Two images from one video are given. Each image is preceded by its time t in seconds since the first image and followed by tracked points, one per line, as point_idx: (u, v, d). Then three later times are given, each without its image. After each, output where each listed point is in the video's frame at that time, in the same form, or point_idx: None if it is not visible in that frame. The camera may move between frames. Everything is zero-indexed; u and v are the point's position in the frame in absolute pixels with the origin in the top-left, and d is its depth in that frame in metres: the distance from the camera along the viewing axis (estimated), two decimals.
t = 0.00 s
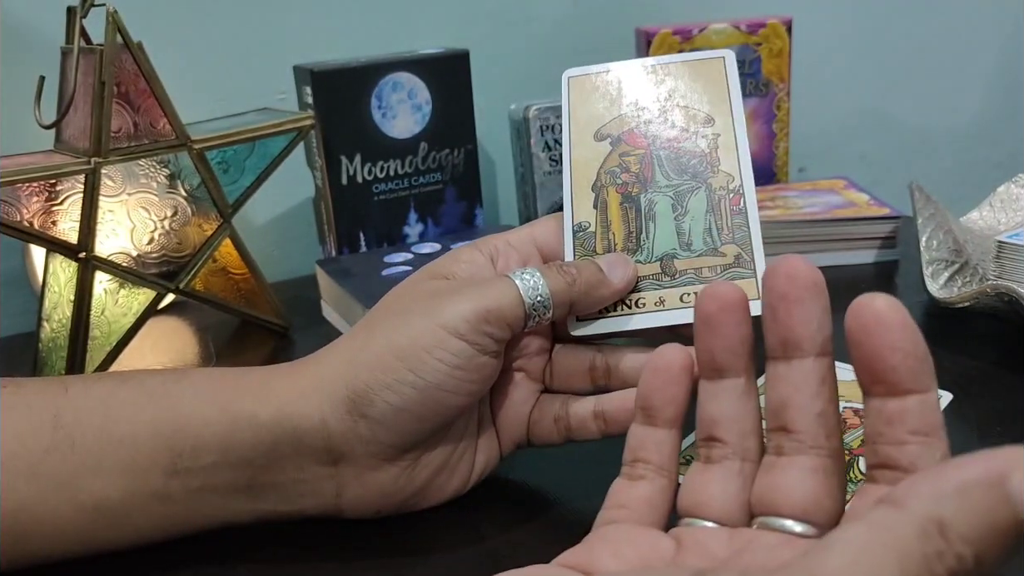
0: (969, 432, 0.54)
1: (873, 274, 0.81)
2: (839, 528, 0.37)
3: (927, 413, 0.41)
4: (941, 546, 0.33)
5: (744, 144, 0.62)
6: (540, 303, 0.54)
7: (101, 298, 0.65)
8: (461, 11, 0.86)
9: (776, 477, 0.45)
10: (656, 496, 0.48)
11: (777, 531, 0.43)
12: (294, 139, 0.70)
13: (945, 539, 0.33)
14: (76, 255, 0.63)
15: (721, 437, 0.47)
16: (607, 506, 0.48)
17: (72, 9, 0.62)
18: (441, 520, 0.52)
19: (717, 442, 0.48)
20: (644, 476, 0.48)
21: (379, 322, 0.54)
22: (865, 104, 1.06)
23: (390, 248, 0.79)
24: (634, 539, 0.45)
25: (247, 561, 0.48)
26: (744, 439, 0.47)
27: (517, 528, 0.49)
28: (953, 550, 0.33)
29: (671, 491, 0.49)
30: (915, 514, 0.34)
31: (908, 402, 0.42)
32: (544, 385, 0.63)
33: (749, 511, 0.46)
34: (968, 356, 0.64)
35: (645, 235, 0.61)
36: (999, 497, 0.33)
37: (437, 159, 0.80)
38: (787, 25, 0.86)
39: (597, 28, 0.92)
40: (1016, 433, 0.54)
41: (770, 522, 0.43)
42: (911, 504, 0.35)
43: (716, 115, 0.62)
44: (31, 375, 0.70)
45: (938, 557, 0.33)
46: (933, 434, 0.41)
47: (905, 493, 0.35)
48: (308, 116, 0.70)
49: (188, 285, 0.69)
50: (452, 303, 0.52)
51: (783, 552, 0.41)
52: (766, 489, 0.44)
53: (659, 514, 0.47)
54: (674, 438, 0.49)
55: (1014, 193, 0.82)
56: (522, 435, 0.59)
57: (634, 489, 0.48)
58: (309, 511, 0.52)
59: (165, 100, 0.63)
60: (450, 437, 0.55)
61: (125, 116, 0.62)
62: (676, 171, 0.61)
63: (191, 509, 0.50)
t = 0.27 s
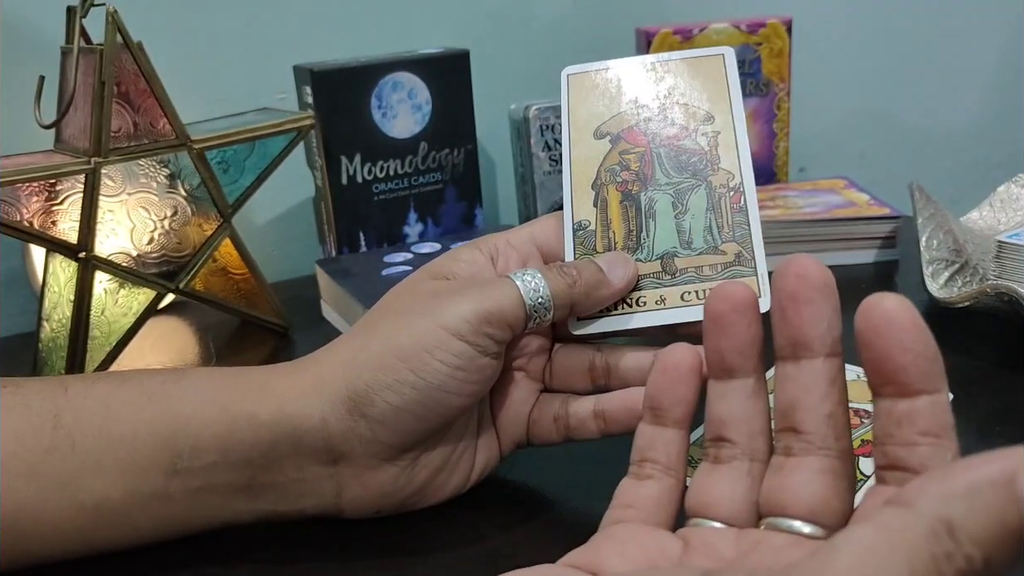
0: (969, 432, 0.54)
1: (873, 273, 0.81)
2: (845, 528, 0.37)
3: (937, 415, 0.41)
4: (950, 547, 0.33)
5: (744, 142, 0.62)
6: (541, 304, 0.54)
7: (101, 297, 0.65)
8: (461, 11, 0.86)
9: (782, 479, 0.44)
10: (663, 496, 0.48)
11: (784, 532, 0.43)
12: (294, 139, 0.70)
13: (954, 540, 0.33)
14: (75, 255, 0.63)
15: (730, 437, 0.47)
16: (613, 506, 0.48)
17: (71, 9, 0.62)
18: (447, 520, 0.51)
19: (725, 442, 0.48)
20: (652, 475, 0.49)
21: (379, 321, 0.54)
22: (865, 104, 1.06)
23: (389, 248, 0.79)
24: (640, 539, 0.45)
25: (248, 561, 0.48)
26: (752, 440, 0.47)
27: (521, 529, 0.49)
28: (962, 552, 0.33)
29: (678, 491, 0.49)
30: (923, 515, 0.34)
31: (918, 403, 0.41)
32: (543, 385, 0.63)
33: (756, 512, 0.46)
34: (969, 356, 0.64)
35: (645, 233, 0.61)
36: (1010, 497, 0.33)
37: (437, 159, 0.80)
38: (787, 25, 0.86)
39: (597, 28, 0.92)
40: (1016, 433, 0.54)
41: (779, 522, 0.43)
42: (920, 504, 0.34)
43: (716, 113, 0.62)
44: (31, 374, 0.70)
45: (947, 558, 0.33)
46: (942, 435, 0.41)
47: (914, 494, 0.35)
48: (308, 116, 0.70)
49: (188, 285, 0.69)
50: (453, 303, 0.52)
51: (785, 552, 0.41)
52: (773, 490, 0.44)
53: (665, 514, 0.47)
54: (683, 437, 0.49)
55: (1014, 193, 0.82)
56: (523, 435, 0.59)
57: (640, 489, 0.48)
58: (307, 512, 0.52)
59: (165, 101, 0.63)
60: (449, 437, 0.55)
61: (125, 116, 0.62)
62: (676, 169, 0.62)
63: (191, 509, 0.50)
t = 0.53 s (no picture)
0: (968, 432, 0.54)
1: (873, 274, 0.81)
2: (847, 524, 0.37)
3: (962, 416, 0.40)
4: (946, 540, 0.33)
5: (731, 125, 0.62)
6: (538, 292, 0.54)
7: (101, 298, 0.65)
8: (461, 11, 0.86)
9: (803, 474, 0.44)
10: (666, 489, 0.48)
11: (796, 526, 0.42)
12: (294, 140, 0.70)
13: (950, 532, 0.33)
14: (76, 255, 0.63)
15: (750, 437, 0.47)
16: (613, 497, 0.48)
17: (72, 9, 0.62)
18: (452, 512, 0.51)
19: (745, 442, 0.48)
20: (654, 467, 0.49)
21: (377, 314, 0.54)
22: (866, 104, 1.06)
23: (390, 248, 0.79)
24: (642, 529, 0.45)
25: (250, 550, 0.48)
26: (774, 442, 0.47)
27: (523, 520, 0.49)
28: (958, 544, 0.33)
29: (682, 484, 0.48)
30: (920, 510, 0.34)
31: (944, 403, 0.41)
32: (539, 370, 0.63)
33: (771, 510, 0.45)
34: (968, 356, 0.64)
35: (636, 217, 0.61)
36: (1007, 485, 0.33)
37: (437, 158, 0.80)
38: (787, 25, 0.86)
39: (598, 28, 0.92)
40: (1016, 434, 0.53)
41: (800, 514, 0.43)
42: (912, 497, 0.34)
43: (701, 97, 0.63)
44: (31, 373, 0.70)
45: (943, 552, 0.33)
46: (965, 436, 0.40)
47: (909, 487, 0.35)
48: (308, 116, 0.70)
49: (188, 286, 0.69)
50: (453, 294, 0.52)
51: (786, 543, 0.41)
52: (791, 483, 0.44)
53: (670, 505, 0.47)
54: (687, 430, 0.49)
55: (1014, 193, 0.82)
56: (520, 422, 0.60)
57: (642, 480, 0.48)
58: (311, 498, 0.52)
59: (165, 100, 0.63)
60: (449, 424, 0.56)
61: (125, 116, 0.62)
62: (664, 153, 0.62)
63: (193, 505, 0.50)
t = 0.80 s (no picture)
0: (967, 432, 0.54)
1: (873, 273, 0.81)
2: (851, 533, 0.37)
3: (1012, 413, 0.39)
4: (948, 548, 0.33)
5: (709, 160, 0.66)
6: (542, 296, 0.54)
7: (101, 297, 0.65)
8: (461, 11, 0.86)
9: (790, 505, 0.43)
10: (698, 501, 0.45)
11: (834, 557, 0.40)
12: (294, 139, 0.70)
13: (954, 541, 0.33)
14: (76, 255, 0.63)
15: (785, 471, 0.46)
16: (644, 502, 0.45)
17: (72, 9, 0.62)
18: (451, 511, 0.51)
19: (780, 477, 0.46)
20: (690, 481, 0.45)
21: (388, 307, 0.54)
22: (865, 104, 1.07)
23: (390, 248, 0.79)
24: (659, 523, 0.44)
25: (249, 546, 0.48)
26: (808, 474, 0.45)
27: (522, 519, 0.49)
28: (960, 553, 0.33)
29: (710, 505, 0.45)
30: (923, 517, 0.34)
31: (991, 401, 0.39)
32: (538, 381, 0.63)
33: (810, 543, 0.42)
34: (967, 356, 0.64)
35: (629, 241, 0.62)
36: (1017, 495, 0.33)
37: (437, 159, 0.80)
38: (787, 25, 0.86)
39: (597, 29, 0.92)
40: (1015, 434, 0.54)
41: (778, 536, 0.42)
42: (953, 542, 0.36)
43: (680, 138, 0.66)
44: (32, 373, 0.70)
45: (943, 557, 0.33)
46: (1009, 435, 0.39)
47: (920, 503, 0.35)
48: (308, 116, 0.70)
49: (188, 286, 0.69)
50: (462, 287, 0.52)
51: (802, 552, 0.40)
52: (776, 509, 0.43)
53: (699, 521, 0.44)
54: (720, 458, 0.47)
55: (1014, 193, 0.83)
56: (519, 428, 0.59)
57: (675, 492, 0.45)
58: (315, 488, 0.51)
59: (165, 101, 0.63)
60: (455, 419, 0.55)
61: (125, 116, 0.62)
62: (651, 184, 0.64)
63: (201, 492, 0.50)
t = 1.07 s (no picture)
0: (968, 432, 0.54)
1: (873, 273, 0.81)
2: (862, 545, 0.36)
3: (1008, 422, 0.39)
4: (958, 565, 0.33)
5: (714, 169, 0.66)
6: (545, 302, 0.54)
7: (101, 297, 0.65)
8: (461, 11, 0.86)
9: (778, 499, 0.44)
10: (689, 495, 0.45)
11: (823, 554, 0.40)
12: (294, 139, 0.70)
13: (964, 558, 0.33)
14: (75, 255, 0.63)
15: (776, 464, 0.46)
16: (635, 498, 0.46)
17: (72, 9, 0.62)
18: (450, 511, 0.51)
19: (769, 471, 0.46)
20: (681, 477, 0.46)
21: (394, 310, 0.54)
22: (865, 104, 1.07)
23: (390, 248, 0.79)
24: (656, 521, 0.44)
25: (251, 544, 0.49)
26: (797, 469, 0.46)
27: (523, 518, 0.49)
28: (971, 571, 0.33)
29: (703, 501, 0.45)
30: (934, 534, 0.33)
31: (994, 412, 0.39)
32: (540, 387, 0.63)
33: (800, 538, 0.42)
34: (967, 356, 0.64)
35: (631, 249, 0.62)
36: None
37: (437, 159, 0.80)
38: (787, 25, 0.86)
39: (597, 29, 0.92)
40: (1015, 434, 0.54)
41: (764, 528, 0.42)
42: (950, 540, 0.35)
43: (685, 146, 0.66)
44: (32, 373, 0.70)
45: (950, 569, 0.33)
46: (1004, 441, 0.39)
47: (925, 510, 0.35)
48: (308, 116, 0.71)
49: (188, 286, 0.69)
50: (467, 293, 0.53)
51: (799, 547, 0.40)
52: (764, 504, 0.44)
53: (691, 516, 0.44)
54: (709, 453, 0.47)
55: (1013, 192, 0.83)
56: (521, 433, 0.58)
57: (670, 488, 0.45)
58: (317, 492, 0.51)
59: (165, 101, 0.63)
60: (458, 423, 0.55)
61: (125, 116, 0.62)
62: (655, 192, 0.64)
63: (206, 493, 0.49)
